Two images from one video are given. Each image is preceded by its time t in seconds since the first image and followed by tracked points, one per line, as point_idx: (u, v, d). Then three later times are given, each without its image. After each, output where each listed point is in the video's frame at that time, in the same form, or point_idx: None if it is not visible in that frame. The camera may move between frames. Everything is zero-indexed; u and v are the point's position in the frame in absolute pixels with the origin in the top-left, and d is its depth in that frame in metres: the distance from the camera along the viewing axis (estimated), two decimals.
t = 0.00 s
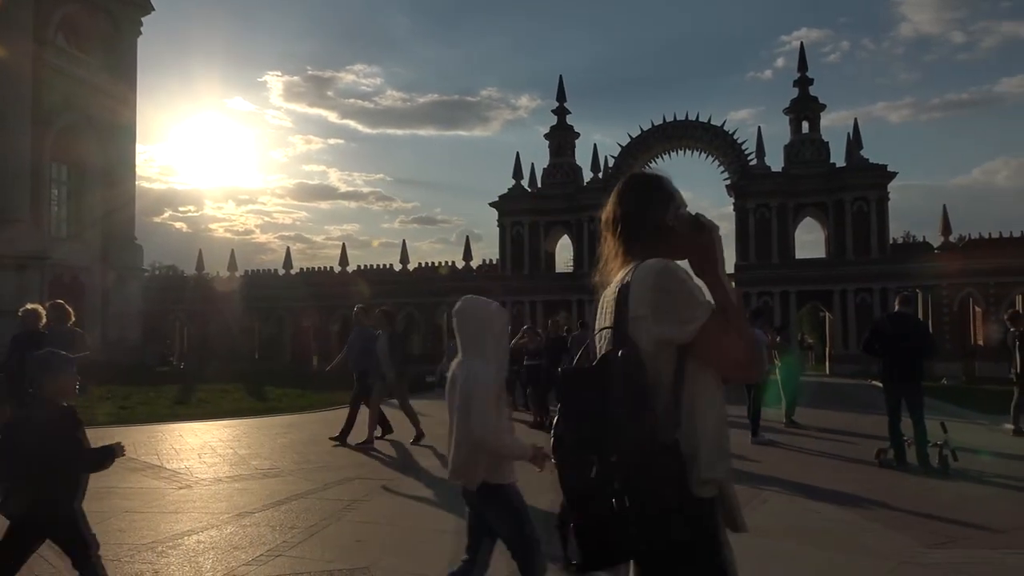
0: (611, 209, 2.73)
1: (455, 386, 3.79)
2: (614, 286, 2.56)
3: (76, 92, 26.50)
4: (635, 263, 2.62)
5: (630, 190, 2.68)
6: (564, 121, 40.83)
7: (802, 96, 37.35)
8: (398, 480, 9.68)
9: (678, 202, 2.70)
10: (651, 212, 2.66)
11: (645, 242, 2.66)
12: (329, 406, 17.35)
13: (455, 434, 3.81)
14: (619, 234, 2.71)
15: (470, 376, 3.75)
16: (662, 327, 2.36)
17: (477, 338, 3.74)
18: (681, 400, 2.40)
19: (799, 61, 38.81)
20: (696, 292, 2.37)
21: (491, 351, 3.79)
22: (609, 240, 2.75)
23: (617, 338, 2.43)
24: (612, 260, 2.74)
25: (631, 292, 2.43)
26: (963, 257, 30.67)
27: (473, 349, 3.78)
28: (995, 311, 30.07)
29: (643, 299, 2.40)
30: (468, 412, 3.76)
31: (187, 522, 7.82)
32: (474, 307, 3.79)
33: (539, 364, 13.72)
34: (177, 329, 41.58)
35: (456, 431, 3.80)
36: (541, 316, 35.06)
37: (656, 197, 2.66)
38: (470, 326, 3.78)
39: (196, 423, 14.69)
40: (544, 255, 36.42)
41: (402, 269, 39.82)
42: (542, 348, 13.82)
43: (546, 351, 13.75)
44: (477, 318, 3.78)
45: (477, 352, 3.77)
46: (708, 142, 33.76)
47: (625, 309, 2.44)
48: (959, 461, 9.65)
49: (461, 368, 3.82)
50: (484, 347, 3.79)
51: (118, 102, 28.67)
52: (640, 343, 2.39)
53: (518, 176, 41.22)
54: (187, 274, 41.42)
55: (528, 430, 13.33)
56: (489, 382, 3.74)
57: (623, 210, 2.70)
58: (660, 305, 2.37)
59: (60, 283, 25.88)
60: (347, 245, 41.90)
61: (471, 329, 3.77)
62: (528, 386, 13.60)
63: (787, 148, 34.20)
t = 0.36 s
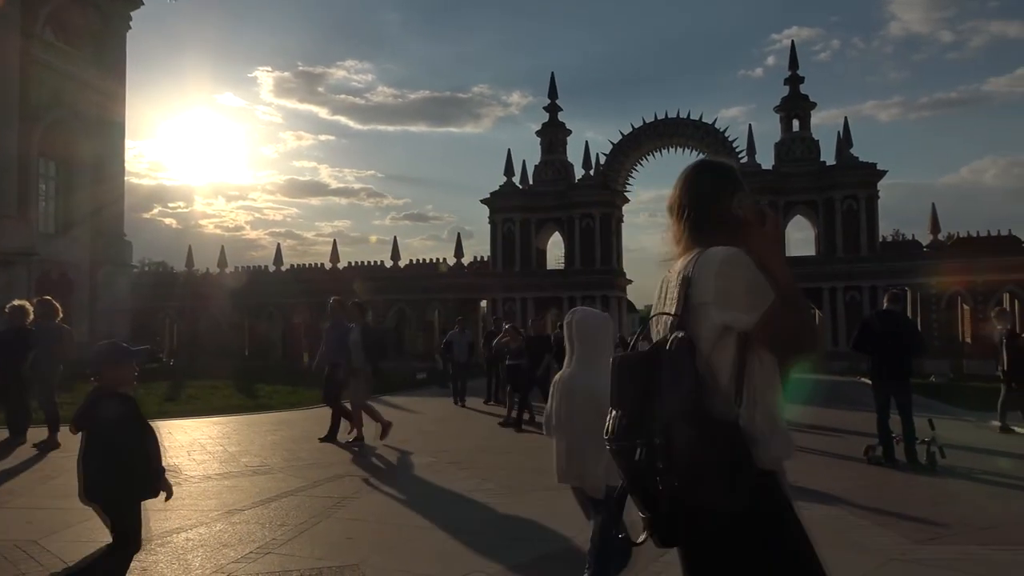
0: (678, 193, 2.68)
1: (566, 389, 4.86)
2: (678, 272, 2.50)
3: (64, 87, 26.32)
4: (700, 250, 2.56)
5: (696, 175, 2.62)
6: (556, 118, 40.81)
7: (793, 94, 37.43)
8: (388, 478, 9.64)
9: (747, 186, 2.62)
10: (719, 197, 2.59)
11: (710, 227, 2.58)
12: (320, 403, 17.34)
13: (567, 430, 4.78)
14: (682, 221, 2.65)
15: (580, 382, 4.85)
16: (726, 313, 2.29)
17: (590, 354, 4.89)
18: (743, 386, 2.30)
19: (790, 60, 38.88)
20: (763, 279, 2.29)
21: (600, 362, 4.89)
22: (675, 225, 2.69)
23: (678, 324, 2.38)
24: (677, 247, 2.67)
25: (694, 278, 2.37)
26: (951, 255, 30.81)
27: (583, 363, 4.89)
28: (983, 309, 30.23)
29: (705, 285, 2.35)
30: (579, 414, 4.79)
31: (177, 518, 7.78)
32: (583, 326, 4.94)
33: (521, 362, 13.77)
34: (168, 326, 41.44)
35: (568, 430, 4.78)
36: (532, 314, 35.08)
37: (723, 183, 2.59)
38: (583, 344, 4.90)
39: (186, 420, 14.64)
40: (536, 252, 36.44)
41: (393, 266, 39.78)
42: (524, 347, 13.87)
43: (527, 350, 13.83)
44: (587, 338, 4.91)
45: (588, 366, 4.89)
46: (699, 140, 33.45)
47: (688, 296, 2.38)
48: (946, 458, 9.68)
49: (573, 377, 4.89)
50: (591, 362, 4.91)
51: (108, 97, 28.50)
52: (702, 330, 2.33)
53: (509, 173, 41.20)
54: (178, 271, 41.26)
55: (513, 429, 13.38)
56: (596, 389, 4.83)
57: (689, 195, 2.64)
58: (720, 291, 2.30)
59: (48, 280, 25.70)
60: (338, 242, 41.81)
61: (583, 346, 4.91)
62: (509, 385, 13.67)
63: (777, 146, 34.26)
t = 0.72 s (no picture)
0: (738, 204, 2.83)
1: (647, 389, 4.91)
2: (744, 281, 2.65)
3: (50, 81, 26.11)
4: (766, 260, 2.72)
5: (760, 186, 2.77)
6: (546, 116, 40.78)
7: (782, 92, 37.52)
8: (377, 475, 9.62)
9: (807, 201, 2.81)
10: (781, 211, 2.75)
11: (770, 235, 2.76)
12: (308, 400, 17.28)
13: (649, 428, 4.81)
14: (744, 228, 2.82)
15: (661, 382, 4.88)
16: (800, 322, 2.47)
17: (670, 355, 4.90)
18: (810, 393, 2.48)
19: (778, 59, 38.98)
20: (833, 289, 2.49)
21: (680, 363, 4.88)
22: (736, 235, 2.85)
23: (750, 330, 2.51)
24: (738, 256, 2.84)
25: (768, 289, 2.52)
26: (937, 254, 30.96)
27: (664, 363, 4.92)
28: (969, 307, 30.40)
29: (778, 298, 2.50)
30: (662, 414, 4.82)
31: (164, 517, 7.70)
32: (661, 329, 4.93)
33: (502, 361, 13.83)
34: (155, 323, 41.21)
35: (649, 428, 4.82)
36: (521, 311, 35.07)
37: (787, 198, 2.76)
38: (659, 345, 4.92)
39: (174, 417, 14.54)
40: (526, 250, 36.42)
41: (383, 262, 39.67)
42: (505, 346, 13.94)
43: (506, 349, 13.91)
44: (665, 339, 4.92)
45: (669, 367, 4.90)
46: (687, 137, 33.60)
47: (758, 304, 2.53)
48: (933, 455, 9.71)
49: (655, 378, 4.92)
50: (671, 363, 4.92)
51: (95, 92, 28.29)
52: (774, 338, 2.48)
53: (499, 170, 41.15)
54: (165, 267, 41.02)
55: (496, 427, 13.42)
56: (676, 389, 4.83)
57: (750, 208, 2.80)
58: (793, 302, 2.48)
59: (34, 276, 25.49)
60: (326, 239, 41.65)
61: (662, 347, 4.91)
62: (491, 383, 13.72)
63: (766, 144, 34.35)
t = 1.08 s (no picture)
0: (802, 202, 2.79)
1: (711, 373, 4.57)
2: (814, 283, 2.61)
3: (33, 75, 25.83)
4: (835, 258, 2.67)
5: (825, 182, 2.72)
6: (535, 112, 40.73)
7: (770, 90, 37.58)
8: (364, 472, 9.57)
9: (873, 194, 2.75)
10: (850, 206, 2.69)
11: (839, 230, 2.69)
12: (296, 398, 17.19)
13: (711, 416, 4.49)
14: (811, 225, 2.75)
15: (724, 367, 4.54)
16: (874, 323, 2.43)
17: (736, 341, 4.58)
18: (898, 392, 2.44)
19: (767, 57, 39.02)
20: (909, 288, 2.42)
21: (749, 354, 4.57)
22: (800, 231, 2.82)
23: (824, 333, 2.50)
24: (805, 253, 2.80)
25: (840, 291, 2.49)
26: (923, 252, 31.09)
27: (731, 349, 4.59)
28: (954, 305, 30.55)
29: (853, 299, 2.46)
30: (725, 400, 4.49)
31: (151, 514, 7.63)
32: (726, 318, 4.61)
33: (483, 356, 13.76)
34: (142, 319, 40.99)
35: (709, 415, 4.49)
36: (510, 308, 35.07)
37: (855, 192, 2.70)
38: (723, 332, 4.60)
39: (161, 414, 14.43)
40: (515, 247, 36.34)
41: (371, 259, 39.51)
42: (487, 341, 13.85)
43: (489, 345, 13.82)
44: (730, 325, 4.60)
45: (737, 352, 4.57)
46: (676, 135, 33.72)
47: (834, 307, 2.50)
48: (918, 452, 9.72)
49: (718, 362, 4.58)
50: (738, 349, 4.59)
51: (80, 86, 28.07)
52: (854, 340, 2.45)
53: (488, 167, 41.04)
54: (152, 263, 40.79)
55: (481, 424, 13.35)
56: (744, 376, 4.50)
57: (816, 204, 2.75)
58: (867, 302, 2.44)
59: (19, 272, 25.30)
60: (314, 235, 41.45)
61: (726, 334, 4.60)
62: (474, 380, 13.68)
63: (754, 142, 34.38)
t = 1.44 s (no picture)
0: (856, 193, 2.84)
1: (747, 365, 4.76)
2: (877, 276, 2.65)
3: (16, 68, 25.62)
4: (894, 246, 2.69)
5: (881, 173, 2.76)
6: (524, 108, 40.63)
7: (758, 88, 37.64)
8: (352, 468, 9.53)
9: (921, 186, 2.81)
10: (904, 196, 2.74)
11: (893, 220, 2.74)
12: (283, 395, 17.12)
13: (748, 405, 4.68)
14: (865, 213, 2.80)
15: (761, 359, 4.71)
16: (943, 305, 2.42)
17: (772, 334, 4.75)
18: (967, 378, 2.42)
19: (755, 55, 39.07)
20: (969, 274, 2.45)
21: (784, 344, 4.72)
22: (853, 223, 2.86)
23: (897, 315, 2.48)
24: (860, 243, 2.83)
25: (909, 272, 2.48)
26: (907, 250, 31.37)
27: (766, 341, 4.75)
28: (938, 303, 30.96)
29: (923, 280, 2.46)
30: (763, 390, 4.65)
31: (138, 511, 7.58)
32: (763, 312, 4.79)
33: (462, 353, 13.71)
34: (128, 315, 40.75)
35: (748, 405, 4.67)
36: (499, 305, 35.07)
37: (908, 182, 2.74)
38: (757, 326, 4.78)
39: (147, 410, 14.34)
40: (504, 244, 36.28)
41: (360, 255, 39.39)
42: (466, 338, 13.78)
43: (468, 342, 13.76)
44: (764, 319, 4.77)
45: (772, 343, 4.73)
46: (664, 132, 33.83)
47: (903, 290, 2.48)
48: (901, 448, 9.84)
49: (755, 354, 4.75)
50: (777, 342, 4.73)
51: (64, 79, 27.83)
52: (930, 320, 2.44)
53: (477, 163, 40.97)
54: (138, 259, 40.53)
55: (463, 422, 13.29)
56: (782, 366, 4.63)
57: (871, 195, 2.79)
58: (939, 284, 2.44)
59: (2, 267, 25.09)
60: (302, 231, 41.29)
61: (760, 327, 4.78)
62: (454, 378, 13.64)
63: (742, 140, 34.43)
